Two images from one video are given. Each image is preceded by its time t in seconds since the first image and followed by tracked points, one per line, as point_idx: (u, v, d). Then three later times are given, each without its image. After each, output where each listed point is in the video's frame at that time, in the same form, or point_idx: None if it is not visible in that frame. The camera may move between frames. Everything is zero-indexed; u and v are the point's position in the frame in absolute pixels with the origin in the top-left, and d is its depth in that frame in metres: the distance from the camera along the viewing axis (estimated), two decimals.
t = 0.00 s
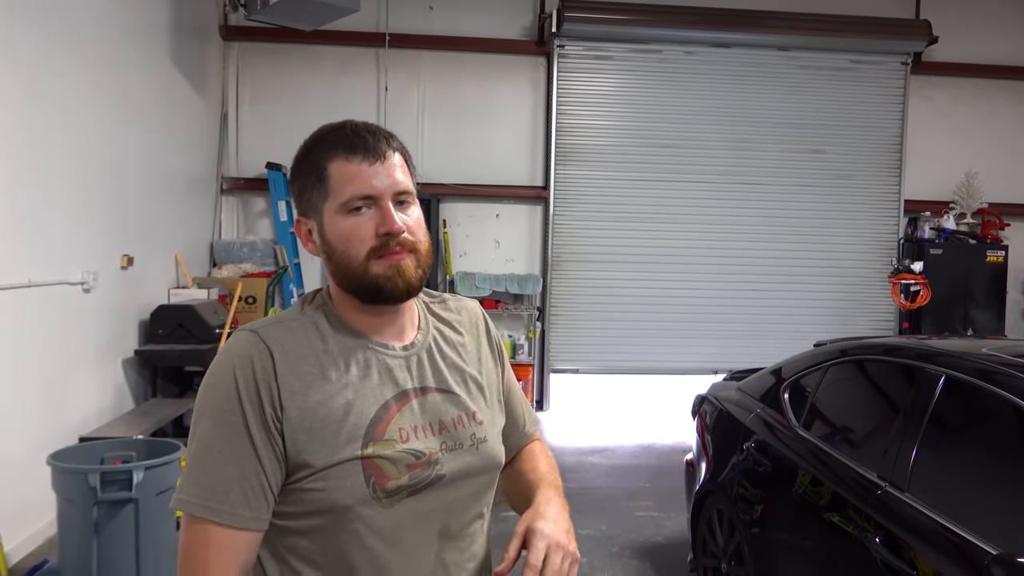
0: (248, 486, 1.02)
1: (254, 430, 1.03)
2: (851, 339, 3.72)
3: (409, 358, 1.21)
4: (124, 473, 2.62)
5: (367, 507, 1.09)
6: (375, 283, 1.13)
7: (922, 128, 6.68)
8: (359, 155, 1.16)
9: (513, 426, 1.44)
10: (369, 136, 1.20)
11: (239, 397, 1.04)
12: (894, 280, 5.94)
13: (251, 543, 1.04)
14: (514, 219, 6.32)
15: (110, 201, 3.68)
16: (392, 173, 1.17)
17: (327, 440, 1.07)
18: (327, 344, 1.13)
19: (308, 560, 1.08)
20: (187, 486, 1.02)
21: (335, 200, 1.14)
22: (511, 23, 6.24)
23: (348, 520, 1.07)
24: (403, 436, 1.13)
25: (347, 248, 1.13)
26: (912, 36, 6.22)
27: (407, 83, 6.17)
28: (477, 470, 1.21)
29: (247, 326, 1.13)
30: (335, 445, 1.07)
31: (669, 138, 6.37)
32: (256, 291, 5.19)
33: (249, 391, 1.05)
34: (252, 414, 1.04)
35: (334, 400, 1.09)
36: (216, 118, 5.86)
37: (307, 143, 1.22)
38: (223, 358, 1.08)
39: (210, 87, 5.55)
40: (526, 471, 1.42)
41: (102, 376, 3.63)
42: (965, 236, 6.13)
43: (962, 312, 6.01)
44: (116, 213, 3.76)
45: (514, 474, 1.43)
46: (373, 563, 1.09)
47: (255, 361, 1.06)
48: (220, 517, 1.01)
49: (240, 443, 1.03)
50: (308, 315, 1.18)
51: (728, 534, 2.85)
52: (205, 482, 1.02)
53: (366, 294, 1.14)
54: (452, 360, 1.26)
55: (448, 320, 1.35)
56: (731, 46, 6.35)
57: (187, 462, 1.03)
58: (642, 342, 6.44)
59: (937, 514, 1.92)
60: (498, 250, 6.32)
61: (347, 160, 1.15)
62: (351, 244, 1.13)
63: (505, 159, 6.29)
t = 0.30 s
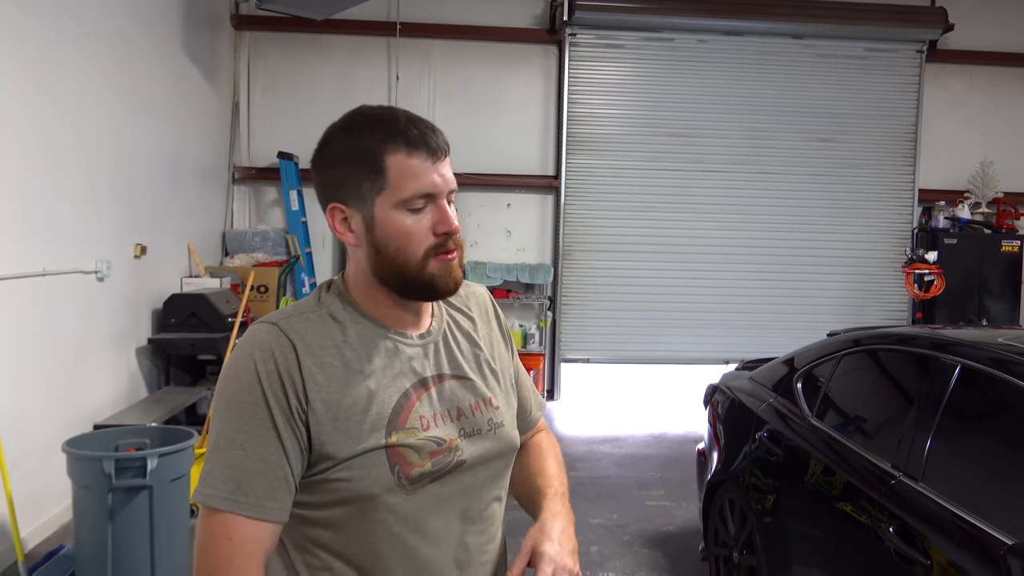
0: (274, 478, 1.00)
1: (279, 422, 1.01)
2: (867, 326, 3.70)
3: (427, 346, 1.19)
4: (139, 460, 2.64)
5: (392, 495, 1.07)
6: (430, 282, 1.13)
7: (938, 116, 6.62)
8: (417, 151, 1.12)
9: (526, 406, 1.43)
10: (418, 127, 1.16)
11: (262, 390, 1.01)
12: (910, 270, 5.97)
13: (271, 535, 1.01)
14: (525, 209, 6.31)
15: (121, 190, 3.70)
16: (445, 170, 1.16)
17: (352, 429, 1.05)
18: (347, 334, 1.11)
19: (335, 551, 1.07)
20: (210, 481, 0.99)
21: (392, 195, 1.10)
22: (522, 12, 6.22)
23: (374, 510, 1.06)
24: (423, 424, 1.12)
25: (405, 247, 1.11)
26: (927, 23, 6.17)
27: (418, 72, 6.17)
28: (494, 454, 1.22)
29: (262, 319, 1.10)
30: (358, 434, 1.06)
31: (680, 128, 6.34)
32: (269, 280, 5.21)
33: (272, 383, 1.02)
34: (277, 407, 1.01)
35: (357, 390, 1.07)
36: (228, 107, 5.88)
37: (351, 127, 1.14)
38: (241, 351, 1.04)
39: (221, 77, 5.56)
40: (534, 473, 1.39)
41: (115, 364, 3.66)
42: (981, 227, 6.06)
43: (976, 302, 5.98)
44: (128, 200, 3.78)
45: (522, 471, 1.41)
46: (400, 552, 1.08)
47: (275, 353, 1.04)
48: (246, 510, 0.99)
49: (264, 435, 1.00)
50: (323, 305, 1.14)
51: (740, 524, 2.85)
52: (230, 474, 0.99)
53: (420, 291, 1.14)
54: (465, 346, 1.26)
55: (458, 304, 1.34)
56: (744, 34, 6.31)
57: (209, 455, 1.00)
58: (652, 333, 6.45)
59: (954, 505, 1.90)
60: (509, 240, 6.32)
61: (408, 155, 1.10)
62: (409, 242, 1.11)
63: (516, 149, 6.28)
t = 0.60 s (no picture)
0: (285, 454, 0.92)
1: (299, 403, 0.97)
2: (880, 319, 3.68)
3: (438, 329, 1.19)
4: (150, 452, 2.65)
5: (422, 481, 1.08)
6: (423, 258, 1.14)
7: (950, 107, 6.57)
8: (388, 131, 1.12)
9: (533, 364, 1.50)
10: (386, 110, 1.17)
11: (280, 370, 0.98)
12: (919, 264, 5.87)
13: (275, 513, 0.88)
14: (533, 201, 6.30)
15: (133, 182, 3.72)
16: (420, 147, 1.16)
17: (378, 413, 1.06)
18: (361, 322, 1.11)
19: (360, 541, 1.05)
20: (216, 455, 0.88)
21: (370, 178, 1.11)
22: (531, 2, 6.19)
23: (404, 496, 1.06)
24: (445, 406, 1.13)
25: (390, 227, 1.12)
26: (940, 14, 6.12)
27: (427, 64, 6.15)
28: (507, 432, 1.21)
29: (276, 313, 1.10)
30: (383, 421, 1.05)
31: (689, 119, 6.31)
32: (278, 273, 5.23)
33: (291, 366, 0.99)
34: (299, 388, 0.98)
35: (377, 374, 1.07)
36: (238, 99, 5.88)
37: (322, 122, 1.15)
38: (258, 341, 1.03)
39: (230, 68, 5.56)
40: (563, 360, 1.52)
41: (126, 356, 3.68)
42: (992, 219, 6.03)
43: (987, 294, 5.95)
44: (139, 192, 3.79)
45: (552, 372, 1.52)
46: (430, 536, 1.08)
47: (294, 340, 1.02)
48: (253, 485, 0.87)
49: (281, 414, 0.95)
50: (333, 296, 1.15)
51: (749, 517, 2.85)
52: (238, 448, 0.89)
53: (414, 269, 1.14)
54: (474, 330, 1.26)
55: (455, 285, 1.35)
56: (755, 25, 6.27)
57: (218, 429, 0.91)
58: (659, 326, 6.45)
59: (965, 498, 1.90)
60: (518, 232, 6.31)
61: (379, 137, 1.11)
62: (394, 222, 1.12)
63: (525, 140, 6.26)
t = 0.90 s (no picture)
0: (314, 480, 0.97)
1: (310, 420, 0.98)
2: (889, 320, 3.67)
3: (444, 332, 1.17)
4: (157, 451, 2.66)
5: (430, 487, 1.06)
6: (423, 265, 1.12)
7: (958, 106, 6.54)
8: (394, 137, 1.11)
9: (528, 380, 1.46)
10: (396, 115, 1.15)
11: (287, 388, 0.98)
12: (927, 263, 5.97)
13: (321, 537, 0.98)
14: (539, 201, 6.29)
15: (141, 183, 3.74)
16: (427, 154, 1.14)
17: (386, 421, 1.03)
18: (366, 328, 1.09)
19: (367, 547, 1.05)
20: (256, 490, 0.97)
21: (375, 182, 1.09)
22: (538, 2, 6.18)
23: (414, 502, 1.05)
24: (452, 410, 1.10)
25: (392, 232, 1.10)
26: (947, 12, 6.10)
27: (433, 64, 6.15)
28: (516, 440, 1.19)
29: (280, 320, 1.08)
30: (391, 428, 1.03)
31: (695, 119, 6.30)
32: (285, 273, 5.24)
33: (296, 381, 0.99)
34: (303, 404, 0.98)
35: (384, 380, 1.05)
36: (244, 99, 5.89)
37: (330, 123, 1.14)
38: (263, 353, 1.02)
39: (237, 68, 5.57)
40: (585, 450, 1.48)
41: (134, 356, 3.69)
42: (1000, 219, 6.02)
43: (995, 294, 5.93)
44: (147, 192, 3.80)
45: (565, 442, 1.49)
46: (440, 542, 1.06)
47: (298, 352, 1.01)
48: (293, 514, 0.96)
49: (295, 438, 0.97)
50: (338, 301, 1.13)
51: (757, 518, 2.85)
52: (273, 480, 0.96)
53: (414, 275, 1.12)
54: (481, 332, 1.24)
55: (454, 287, 1.32)
56: (762, 24, 6.25)
57: (252, 463, 0.99)
58: (665, 326, 6.44)
59: (972, 500, 1.89)
60: (524, 232, 6.31)
61: (386, 142, 1.09)
62: (396, 228, 1.10)
63: (531, 140, 6.25)
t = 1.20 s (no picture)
0: (280, 478, 0.97)
1: (289, 420, 0.98)
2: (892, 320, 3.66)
3: (452, 337, 1.15)
4: (160, 452, 2.66)
5: (416, 489, 1.03)
6: (410, 262, 1.09)
7: (961, 106, 6.53)
8: (383, 134, 1.11)
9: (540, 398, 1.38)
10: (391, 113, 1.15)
11: (274, 385, 0.98)
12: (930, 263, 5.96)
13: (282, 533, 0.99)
14: (541, 201, 6.30)
15: (143, 183, 3.74)
16: (420, 150, 1.12)
17: (374, 424, 1.01)
18: (367, 327, 1.07)
19: (355, 546, 1.04)
20: (224, 477, 0.99)
21: (363, 180, 1.09)
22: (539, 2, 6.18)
23: (397, 504, 1.02)
24: (449, 417, 1.07)
25: (380, 229, 1.09)
26: (950, 12, 6.10)
27: (435, 64, 6.15)
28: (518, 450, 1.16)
29: (282, 313, 1.07)
30: (381, 430, 1.01)
31: (697, 119, 6.29)
32: (287, 273, 5.25)
33: (284, 379, 0.99)
34: (287, 404, 0.98)
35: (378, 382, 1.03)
36: (247, 100, 5.90)
37: (330, 125, 1.16)
38: (261, 346, 1.02)
39: (239, 69, 5.57)
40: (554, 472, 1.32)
41: (137, 356, 3.70)
42: (1004, 219, 6.01)
43: (998, 294, 5.92)
44: (149, 192, 3.81)
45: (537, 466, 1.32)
46: (424, 547, 1.05)
47: (292, 350, 1.00)
48: (253, 508, 0.97)
49: (275, 435, 0.98)
50: (344, 298, 1.12)
51: (759, 518, 2.84)
52: (241, 472, 0.98)
53: (401, 273, 1.10)
54: (491, 338, 1.21)
55: (472, 290, 1.32)
56: (764, 23, 6.25)
57: (224, 452, 1.00)
58: (668, 326, 6.44)
59: (976, 500, 1.88)
60: (526, 232, 6.31)
61: (373, 139, 1.10)
62: (383, 224, 1.09)
63: (533, 140, 6.26)
